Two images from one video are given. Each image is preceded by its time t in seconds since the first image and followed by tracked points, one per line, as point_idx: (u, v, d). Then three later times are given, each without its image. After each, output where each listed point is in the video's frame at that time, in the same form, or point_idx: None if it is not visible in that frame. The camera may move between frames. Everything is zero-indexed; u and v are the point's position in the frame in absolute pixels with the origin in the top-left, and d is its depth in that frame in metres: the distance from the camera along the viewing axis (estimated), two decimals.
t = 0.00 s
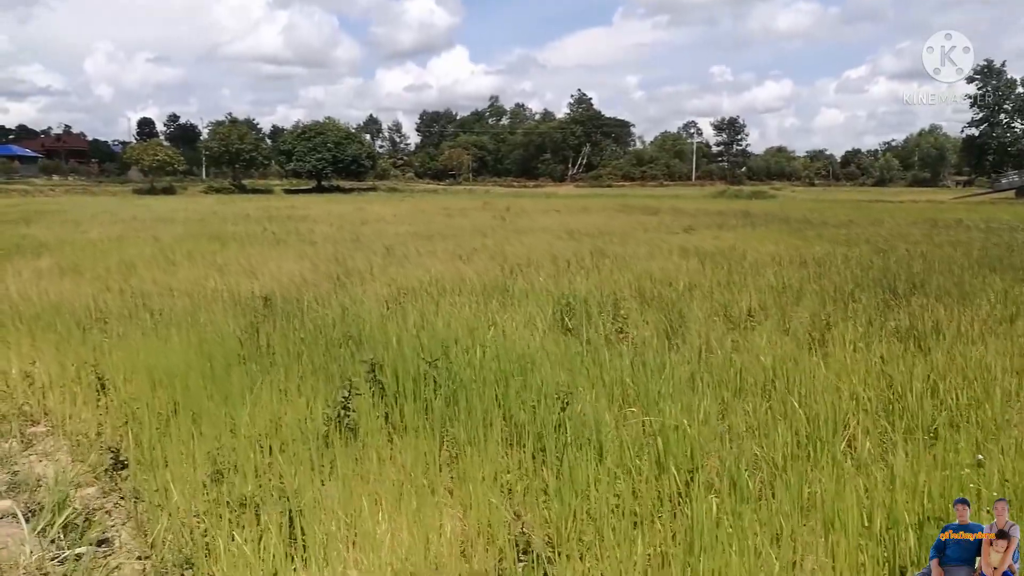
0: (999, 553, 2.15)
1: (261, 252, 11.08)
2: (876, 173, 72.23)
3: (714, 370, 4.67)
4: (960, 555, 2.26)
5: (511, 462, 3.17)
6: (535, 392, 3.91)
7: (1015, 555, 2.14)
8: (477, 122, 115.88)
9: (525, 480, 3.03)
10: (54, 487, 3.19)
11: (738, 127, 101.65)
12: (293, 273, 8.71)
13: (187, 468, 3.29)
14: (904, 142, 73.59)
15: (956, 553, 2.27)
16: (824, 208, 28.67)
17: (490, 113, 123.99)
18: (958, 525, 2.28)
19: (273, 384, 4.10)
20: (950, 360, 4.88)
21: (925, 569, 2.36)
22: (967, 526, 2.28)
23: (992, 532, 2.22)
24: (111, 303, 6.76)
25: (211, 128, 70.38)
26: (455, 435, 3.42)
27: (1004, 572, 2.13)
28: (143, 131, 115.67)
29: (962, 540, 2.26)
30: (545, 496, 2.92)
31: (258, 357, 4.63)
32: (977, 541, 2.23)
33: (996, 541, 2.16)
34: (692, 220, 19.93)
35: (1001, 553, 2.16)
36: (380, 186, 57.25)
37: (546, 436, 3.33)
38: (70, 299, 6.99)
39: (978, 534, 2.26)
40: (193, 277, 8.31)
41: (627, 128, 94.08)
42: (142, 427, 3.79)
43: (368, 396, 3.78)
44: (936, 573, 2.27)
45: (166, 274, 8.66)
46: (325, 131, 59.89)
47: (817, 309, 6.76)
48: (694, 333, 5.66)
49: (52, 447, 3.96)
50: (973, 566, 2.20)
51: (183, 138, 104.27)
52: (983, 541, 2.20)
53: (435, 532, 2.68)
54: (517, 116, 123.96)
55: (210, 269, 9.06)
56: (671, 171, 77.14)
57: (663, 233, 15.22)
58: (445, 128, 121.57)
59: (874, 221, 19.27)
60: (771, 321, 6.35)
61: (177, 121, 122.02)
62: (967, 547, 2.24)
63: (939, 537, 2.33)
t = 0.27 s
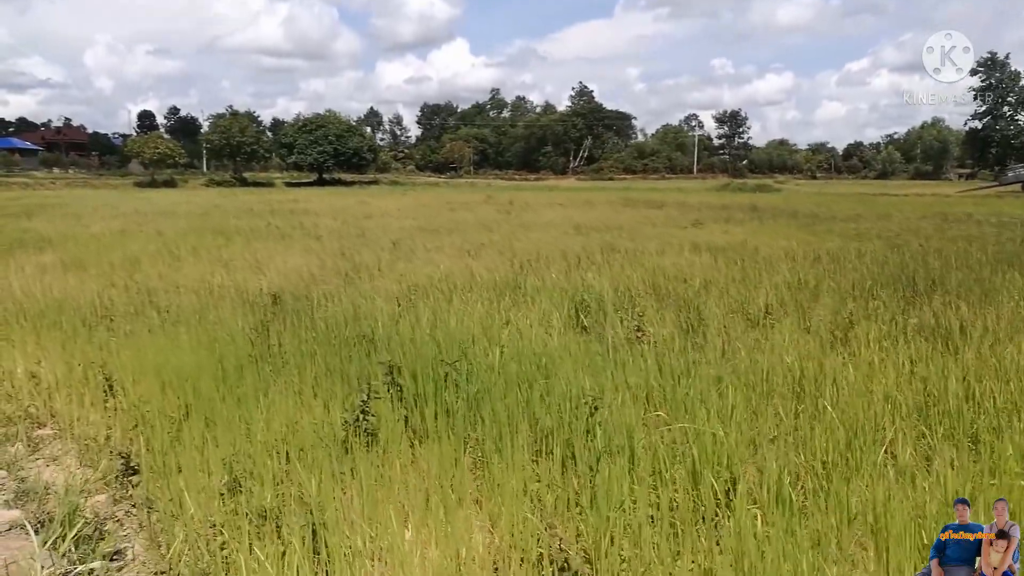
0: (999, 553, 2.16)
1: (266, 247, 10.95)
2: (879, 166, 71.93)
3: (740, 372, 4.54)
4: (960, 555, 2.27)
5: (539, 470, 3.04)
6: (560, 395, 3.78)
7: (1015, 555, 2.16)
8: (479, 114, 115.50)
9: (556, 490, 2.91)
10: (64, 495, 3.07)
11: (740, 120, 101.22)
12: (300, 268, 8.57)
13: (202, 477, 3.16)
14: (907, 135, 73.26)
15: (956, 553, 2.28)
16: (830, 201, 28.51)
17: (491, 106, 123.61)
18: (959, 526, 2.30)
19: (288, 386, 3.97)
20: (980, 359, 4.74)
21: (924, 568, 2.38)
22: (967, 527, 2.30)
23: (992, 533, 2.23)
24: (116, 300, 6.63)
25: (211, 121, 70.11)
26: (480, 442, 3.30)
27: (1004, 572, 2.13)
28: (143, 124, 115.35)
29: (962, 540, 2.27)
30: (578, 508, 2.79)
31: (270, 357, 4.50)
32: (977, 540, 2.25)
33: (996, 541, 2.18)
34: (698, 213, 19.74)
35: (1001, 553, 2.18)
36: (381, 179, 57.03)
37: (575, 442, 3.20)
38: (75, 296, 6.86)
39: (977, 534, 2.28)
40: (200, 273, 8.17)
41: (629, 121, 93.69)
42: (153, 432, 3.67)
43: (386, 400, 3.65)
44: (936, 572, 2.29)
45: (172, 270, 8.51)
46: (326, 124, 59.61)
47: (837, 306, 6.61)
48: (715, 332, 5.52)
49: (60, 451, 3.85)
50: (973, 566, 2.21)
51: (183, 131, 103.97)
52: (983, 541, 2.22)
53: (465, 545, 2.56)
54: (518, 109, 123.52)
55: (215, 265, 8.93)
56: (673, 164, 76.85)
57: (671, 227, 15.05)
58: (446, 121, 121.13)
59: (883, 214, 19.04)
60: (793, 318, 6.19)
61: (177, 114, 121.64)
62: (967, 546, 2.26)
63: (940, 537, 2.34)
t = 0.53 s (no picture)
0: (999, 553, 1.97)
1: (271, 241, 10.77)
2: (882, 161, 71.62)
3: (770, 370, 4.35)
4: (959, 556, 2.07)
5: (572, 480, 2.87)
6: (589, 395, 3.59)
7: (1017, 556, 1.96)
8: (480, 109, 115.16)
9: (593, 505, 2.74)
10: (67, 504, 2.89)
11: (743, 114, 100.81)
12: (307, 263, 8.38)
13: (216, 487, 2.99)
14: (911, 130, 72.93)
15: (955, 554, 2.08)
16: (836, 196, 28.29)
17: (492, 100, 123.20)
18: (958, 525, 2.10)
19: (301, 388, 3.79)
20: (1017, 357, 4.54)
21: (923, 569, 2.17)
22: (967, 526, 2.10)
23: (993, 532, 2.04)
24: (118, 295, 6.45)
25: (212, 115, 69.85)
26: (510, 451, 3.12)
27: (1006, 573, 1.94)
28: (143, 118, 115.08)
29: (963, 540, 2.07)
30: (617, 527, 2.62)
31: (280, 356, 4.32)
32: (977, 540, 2.04)
33: (996, 540, 1.99)
34: (706, 208, 19.51)
35: (1002, 554, 1.98)
36: (383, 173, 56.77)
37: (609, 449, 3.02)
38: (77, 291, 6.69)
39: (978, 533, 2.08)
40: (204, 268, 7.99)
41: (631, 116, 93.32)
42: (161, 437, 3.49)
43: (406, 403, 3.47)
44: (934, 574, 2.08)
45: (176, 265, 8.34)
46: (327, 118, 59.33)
47: (860, 303, 6.41)
48: (739, 330, 5.34)
49: (62, 454, 3.67)
50: (973, 567, 2.01)
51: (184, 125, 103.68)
52: (983, 541, 2.02)
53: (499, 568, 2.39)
54: (519, 103, 123.10)
55: (219, 260, 8.75)
56: (675, 159, 76.57)
57: (679, 222, 14.85)
58: (447, 116, 120.70)
59: (893, 209, 18.79)
60: (817, 315, 6.00)
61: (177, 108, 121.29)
62: (967, 546, 2.06)
63: (939, 537, 2.14)
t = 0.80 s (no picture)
0: (999, 553, 1.96)
1: (274, 240, 10.62)
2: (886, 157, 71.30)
3: (796, 379, 4.20)
4: (960, 555, 2.08)
5: (602, 503, 2.73)
6: (612, 408, 3.45)
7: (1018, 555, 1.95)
8: (481, 104, 114.81)
9: (624, 531, 2.59)
10: (66, 527, 2.74)
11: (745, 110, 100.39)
12: (312, 263, 8.24)
13: (224, 508, 2.84)
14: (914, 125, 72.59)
15: (956, 553, 2.09)
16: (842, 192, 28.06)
17: (494, 96, 122.86)
18: (958, 525, 2.12)
19: (312, 399, 3.65)
20: None
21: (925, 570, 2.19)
22: (968, 526, 2.11)
23: (993, 532, 2.03)
24: (120, 297, 6.31)
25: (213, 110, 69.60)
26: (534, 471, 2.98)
27: (1005, 573, 1.94)
28: (144, 113, 114.80)
29: (963, 540, 2.09)
30: (651, 558, 2.49)
31: (288, 365, 4.17)
32: (977, 540, 2.06)
33: (996, 540, 1.98)
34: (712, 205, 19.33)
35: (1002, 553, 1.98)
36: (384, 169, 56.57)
37: (639, 469, 2.88)
38: (78, 292, 6.55)
39: (979, 534, 2.09)
40: (208, 268, 7.85)
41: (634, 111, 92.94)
42: (165, 451, 3.34)
43: (422, 417, 3.33)
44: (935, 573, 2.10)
45: (179, 265, 8.19)
46: (329, 114, 59.09)
47: (879, 306, 6.27)
48: (758, 335, 5.19)
49: (63, 468, 3.52)
50: (974, 567, 2.02)
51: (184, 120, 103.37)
52: (983, 541, 2.02)
53: None
54: (521, 98, 122.71)
55: (222, 259, 8.60)
56: (677, 155, 76.29)
57: (687, 220, 14.69)
58: (449, 111, 120.29)
59: (901, 207, 18.60)
60: (837, 318, 5.85)
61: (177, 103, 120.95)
62: (967, 546, 2.07)
63: (940, 536, 2.16)
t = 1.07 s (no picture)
0: (999, 553, 2.03)
1: (280, 237, 10.50)
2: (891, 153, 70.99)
3: (823, 382, 4.07)
4: (960, 555, 2.13)
5: (634, 516, 2.61)
6: (639, 415, 3.31)
7: (1016, 555, 2.03)
8: (484, 101, 114.55)
9: (658, 544, 2.46)
10: (71, 542, 2.63)
11: (747, 107, 99.99)
12: (320, 261, 8.11)
13: (235, 520, 2.71)
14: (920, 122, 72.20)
15: (956, 553, 2.14)
16: (849, 188, 27.87)
17: (497, 92, 122.70)
18: (958, 525, 2.16)
19: (325, 404, 3.52)
20: None
21: (923, 568, 2.24)
22: (967, 526, 2.16)
23: (992, 532, 2.10)
24: (124, 296, 6.20)
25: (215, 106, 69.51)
26: (559, 481, 2.86)
27: (1005, 573, 2.00)
28: (148, 110, 115.02)
29: (962, 540, 2.14)
30: None
31: (299, 368, 4.05)
32: (977, 541, 2.11)
33: (996, 540, 2.05)
34: (720, 202, 19.17)
35: (1001, 554, 2.05)
36: (388, 165, 56.43)
37: (671, 480, 2.76)
38: (82, 291, 6.42)
39: (978, 534, 2.14)
40: (214, 267, 7.72)
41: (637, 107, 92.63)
42: (173, 458, 3.22)
43: (441, 423, 3.20)
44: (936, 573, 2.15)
45: (185, 263, 8.07)
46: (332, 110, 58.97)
47: (900, 305, 6.14)
48: (780, 337, 5.06)
49: (67, 475, 3.39)
50: (973, 566, 2.08)
51: (187, 116, 103.47)
52: (983, 541, 2.09)
53: None
54: (525, 94, 122.47)
55: (228, 257, 8.49)
56: (681, 151, 76.03)
57: (696, 216, 14.52)
58: (452, 107, 120.03)
59: (912, 204, 18.39)
60: (858, 318, 5.73)
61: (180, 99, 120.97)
62: (967, 547, 2.12)
63: (939, 536, 2.20)
